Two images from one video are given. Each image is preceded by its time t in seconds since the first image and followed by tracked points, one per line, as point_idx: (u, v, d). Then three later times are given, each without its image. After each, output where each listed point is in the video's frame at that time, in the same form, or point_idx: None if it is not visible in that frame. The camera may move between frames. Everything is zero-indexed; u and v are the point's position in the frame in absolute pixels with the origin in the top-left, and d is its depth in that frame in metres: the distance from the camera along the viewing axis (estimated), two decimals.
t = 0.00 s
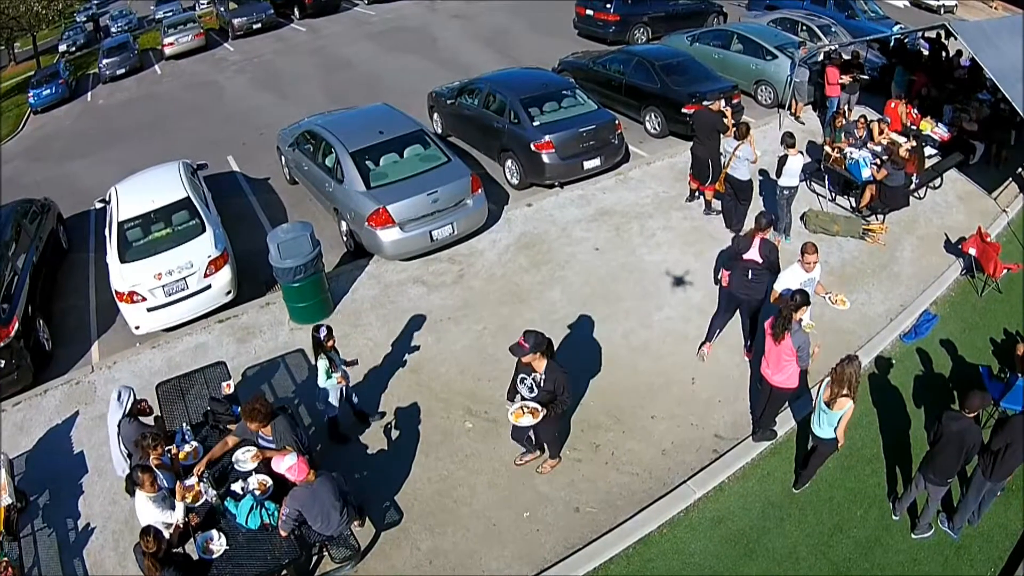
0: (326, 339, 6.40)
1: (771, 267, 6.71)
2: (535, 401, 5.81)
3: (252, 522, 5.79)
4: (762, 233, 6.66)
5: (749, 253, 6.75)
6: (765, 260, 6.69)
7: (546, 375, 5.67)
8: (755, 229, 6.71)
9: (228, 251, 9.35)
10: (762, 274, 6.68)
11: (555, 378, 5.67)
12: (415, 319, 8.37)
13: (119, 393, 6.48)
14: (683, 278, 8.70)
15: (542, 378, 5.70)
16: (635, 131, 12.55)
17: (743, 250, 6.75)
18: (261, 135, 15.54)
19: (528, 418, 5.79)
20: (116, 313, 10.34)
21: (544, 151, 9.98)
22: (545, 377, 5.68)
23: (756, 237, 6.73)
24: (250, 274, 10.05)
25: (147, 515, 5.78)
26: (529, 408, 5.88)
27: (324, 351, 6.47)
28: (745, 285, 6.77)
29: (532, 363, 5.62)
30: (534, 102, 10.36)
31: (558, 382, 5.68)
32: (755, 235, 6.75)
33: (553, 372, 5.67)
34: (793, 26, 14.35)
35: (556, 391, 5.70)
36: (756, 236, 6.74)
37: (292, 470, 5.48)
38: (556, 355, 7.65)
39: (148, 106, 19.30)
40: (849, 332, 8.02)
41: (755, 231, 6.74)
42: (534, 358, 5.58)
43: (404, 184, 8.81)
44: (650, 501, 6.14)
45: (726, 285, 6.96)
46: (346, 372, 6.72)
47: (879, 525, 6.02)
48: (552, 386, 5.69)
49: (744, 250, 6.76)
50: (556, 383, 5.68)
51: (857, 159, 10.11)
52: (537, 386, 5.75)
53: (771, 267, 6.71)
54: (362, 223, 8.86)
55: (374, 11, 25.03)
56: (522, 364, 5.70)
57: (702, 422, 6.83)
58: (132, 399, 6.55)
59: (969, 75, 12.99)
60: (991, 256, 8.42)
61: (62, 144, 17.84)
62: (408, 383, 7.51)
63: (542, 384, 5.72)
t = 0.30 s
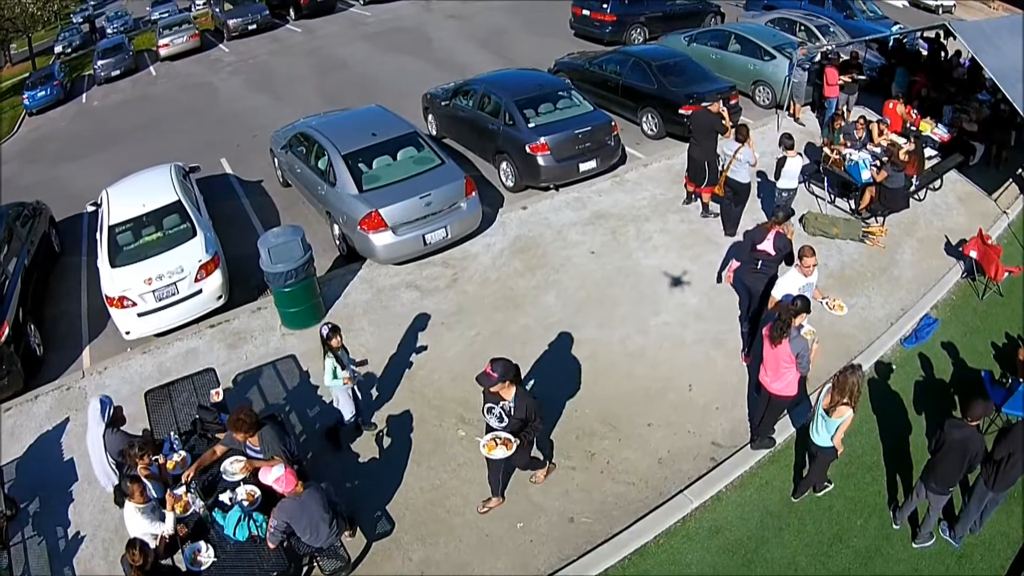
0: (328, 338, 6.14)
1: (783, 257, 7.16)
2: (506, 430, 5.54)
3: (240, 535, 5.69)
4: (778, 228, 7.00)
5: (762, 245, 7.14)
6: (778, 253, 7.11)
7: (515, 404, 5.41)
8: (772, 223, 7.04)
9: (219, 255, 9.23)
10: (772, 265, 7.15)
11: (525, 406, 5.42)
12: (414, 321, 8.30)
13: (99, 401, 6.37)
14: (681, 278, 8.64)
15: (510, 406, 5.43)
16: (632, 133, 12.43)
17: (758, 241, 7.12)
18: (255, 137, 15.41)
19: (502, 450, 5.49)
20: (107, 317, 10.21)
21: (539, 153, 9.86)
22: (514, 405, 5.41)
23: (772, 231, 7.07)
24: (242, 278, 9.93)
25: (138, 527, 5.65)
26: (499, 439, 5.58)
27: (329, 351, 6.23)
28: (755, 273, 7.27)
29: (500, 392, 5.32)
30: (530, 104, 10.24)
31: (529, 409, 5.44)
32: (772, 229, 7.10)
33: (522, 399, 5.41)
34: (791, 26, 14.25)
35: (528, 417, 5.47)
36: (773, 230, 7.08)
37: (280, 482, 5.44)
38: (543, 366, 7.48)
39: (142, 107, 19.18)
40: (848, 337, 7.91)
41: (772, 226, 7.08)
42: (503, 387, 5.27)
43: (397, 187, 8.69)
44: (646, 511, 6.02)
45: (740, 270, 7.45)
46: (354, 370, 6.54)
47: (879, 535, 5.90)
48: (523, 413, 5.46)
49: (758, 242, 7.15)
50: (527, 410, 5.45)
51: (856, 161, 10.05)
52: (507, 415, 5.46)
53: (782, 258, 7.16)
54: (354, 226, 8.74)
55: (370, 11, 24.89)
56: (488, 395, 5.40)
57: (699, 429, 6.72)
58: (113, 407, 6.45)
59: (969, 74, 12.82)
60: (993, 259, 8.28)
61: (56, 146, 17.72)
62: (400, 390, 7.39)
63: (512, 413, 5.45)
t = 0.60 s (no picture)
0: (334, 336, 6.07)
1: (789, 248, 7.32)
2: (479, 458, 5.12)
3: (230, 546, 5.57)
4: (785, 217, 7.25)
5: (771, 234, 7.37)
6: (783, 242, 7.30)
7: (485, 431, 4.99)
8: (780, 213, 7.30)
9: (212, 259, 9.12)
10: (777, 253, 7.32)
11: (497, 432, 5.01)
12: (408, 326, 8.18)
13: (86, 410, 6.34)
14: (679, 278, 8.59)
15: (481, 435, 5.00)
16: (630, 134, 12.33)
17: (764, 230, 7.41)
18: (250, 139, 15.29)
19: (479, 481, 5.07)
20: (100, 322, 10.11)
21: (535, 155, 9.75)
22: (485, 433, 4.98)
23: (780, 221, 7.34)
24: (236, 283, 9.82)
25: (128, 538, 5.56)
26: (474, 470, 5.14)
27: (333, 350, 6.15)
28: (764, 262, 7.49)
29: (469, 421, 4.90)
30: (525, 105, 10.14)
31: (500, 435, 5.04)
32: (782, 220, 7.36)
33: (492, 425, 5.00)
34: (789, 25, 14.16)
35: (501, 442, 5.07)
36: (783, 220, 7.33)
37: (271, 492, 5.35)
38: (539, 371, 7.38)
39: (137, 110, 19.06)
40: (849, 341, 7.80)
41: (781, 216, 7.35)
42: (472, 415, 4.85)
43: (391, 191, 8.58)
44: (644, 520, 5.91)
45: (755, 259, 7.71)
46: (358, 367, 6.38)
47: (880, 543, 5.79)
48: (495, 440, 5.04)
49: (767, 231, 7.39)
50: (499, 436, 5.05)
51: (856, 161, 9.88)
52: (477, 445, 5.04)
53: (788, 248, 7.34)
54: (348, 229, 8.63)
55: (367, 12, 24.79)
56: (454, 425, 4.95)
57: (697, 435, 6.61)
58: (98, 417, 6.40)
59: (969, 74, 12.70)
60: (994, 261, 8.16)
61: (51, 149, 17.60)
62: (394, 396, 7.28)
63: (482, 441, 5.03)
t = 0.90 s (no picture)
0: (338, 338, 5.98)
1: (803, 240, 7.51)
2: (448, 502, 4.95)
3: (221, 555, 5.48)
4: (797, 210, 7.44)
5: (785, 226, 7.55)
6: (797, 234, 7.49)
7: (454, 474, 4.79)
8: (792, 206, 7.49)
9: (206, 261, 9.02)
10: (792, 246, 7.51)
11: (466, 476, 4.81)
12: (401, 331, 8.08)
13: (77, 415, 6.24)
14: (679, 279, 8.54)
15: (449, 478, 4.81)
16: (629, 135, 12.23)
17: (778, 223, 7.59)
18: (247, 140, 15.19)
19: (447, 527, 4.90)
20: (94, 324, 10.01)
21: (533, 156, 9.65)
22: (454, 476, 4.79)
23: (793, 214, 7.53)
24: (231, 285, 9.72)
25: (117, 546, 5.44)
26: (444, 515, 4.98)
27: (339, 353, 6.06)
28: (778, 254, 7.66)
29: (437, 464, 4.71)
30: (524, 106, 10.04)
31: (470, 479, 4.82)
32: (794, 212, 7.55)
33: (462, 468, 4.80)
34: (790, 27, 14.07)
35: (470, 487, 4.86)
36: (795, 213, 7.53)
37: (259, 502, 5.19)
38: (536, 378, 7.28)
39: (135, 110, 18.96)
40: (851, 346, 7.70)
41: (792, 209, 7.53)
42: (438, 460, 4.66)
43: (387, 193, 8.48)
44: (643, 530, 5.81)
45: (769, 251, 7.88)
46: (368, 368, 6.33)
47: (882, 553, 5.69)
48: (464, 484, 4.83)
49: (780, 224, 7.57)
50: (469, 479, 4.83)
51: (858, 164, 9.77)
52: (446, 488, 4.86)
53: (803, 241, 7.52)
54: (343, 231, 8.53)
55: (366, 12, 24.68)
56: (422, 467, 4.77)
57: (696, 442, 6.51)
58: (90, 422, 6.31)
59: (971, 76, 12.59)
60: (998, 266, 8.06)
61: (48, 149, 17.50)
62: (388, 401, 7.18)
63: (451, 484, 4.84)
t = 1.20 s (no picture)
0: (341, 340, 5.91)
1: (825, 234, 7.72)
2: (407, 540, 4.76)
3: (211, 563, 5.37)
4: (817, 204, 7.73)
5: (806, 220, 7.76)
6: (819, 227, 7.68)
7: (415, 514, 4.58)
8: (812, 202, 7.77)
9: (201, 263, 8.93)
10: (814, 238, 7.67)
11: (426, 518, 4.58)
12: (398, 334, 7.99)
13: (71, 419, 6.09)
14: (678, 280, 8.50)
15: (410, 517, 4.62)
16: (629, 137, 12.15)
17: (800, 217, 7.76)
18: (245, 140, 15.10)
19: (395, 566, 4.75)
20: (89, 325, 9.91)
21: (532, 158, 9.56)
22: (414, 516, 4.58)
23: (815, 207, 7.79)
24: (227, 287, 9.64)
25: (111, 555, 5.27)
26: (397, 552, 4.85)
27: (342, 355, 5.99)
28: (800, 248, 7.73)
29: (398, 501, 4.51)
30: (524, 107, 9.95)
31: (430, 522, 4.59)
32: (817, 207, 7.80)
33: (424, 510, 4.57)
34: (792, 29, 13.99)
35: (430, 530, 4.62)
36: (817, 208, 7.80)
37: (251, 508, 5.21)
38: (534, 383, 7.19)
39: (133, 109, 18.86)
40: (853, 352, 7.60)
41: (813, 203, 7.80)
42: (400, 498, 4.47)
43: (384, 195, 8.38)
44: (641, 539, 5.73)
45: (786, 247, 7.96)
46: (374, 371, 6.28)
47: (882, 563, 5.60)
48: (424, 526, 4.61)
49: (801, 219, 7.78)
50: (430, 521, 4.60)
51: (860, 168, 9.63)
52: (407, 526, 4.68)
53: (824, 234, 7.71)
54: (339, 233, 8.44)
55: (365, 12, 24.55)
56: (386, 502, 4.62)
57: (696, 450, 6.43)
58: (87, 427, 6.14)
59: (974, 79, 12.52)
60: (1000, 271, 7.98)
61: (45, 148, 17.40)
62: (384, 406, 7.09)
63: (412, 524, 4.64)
